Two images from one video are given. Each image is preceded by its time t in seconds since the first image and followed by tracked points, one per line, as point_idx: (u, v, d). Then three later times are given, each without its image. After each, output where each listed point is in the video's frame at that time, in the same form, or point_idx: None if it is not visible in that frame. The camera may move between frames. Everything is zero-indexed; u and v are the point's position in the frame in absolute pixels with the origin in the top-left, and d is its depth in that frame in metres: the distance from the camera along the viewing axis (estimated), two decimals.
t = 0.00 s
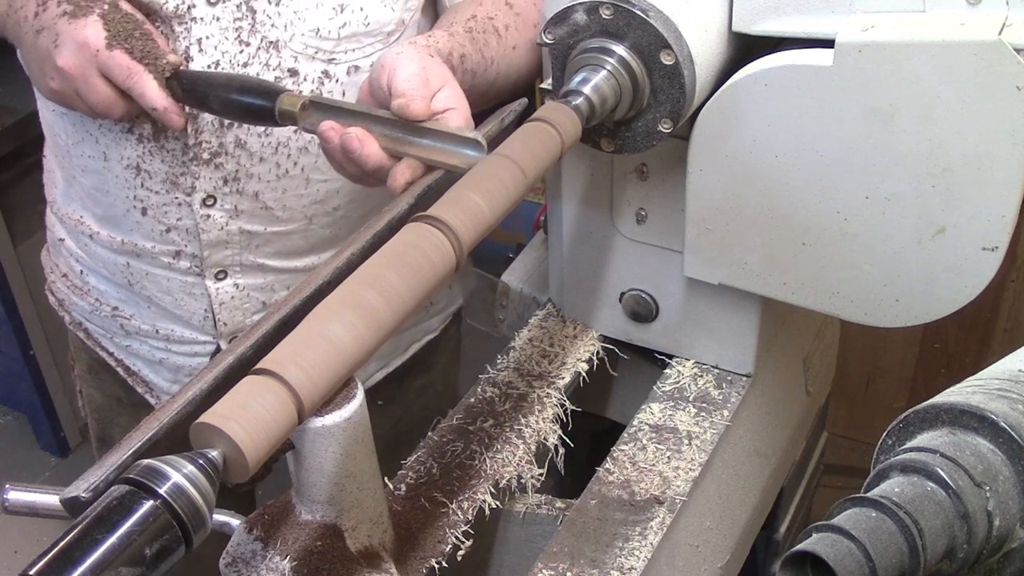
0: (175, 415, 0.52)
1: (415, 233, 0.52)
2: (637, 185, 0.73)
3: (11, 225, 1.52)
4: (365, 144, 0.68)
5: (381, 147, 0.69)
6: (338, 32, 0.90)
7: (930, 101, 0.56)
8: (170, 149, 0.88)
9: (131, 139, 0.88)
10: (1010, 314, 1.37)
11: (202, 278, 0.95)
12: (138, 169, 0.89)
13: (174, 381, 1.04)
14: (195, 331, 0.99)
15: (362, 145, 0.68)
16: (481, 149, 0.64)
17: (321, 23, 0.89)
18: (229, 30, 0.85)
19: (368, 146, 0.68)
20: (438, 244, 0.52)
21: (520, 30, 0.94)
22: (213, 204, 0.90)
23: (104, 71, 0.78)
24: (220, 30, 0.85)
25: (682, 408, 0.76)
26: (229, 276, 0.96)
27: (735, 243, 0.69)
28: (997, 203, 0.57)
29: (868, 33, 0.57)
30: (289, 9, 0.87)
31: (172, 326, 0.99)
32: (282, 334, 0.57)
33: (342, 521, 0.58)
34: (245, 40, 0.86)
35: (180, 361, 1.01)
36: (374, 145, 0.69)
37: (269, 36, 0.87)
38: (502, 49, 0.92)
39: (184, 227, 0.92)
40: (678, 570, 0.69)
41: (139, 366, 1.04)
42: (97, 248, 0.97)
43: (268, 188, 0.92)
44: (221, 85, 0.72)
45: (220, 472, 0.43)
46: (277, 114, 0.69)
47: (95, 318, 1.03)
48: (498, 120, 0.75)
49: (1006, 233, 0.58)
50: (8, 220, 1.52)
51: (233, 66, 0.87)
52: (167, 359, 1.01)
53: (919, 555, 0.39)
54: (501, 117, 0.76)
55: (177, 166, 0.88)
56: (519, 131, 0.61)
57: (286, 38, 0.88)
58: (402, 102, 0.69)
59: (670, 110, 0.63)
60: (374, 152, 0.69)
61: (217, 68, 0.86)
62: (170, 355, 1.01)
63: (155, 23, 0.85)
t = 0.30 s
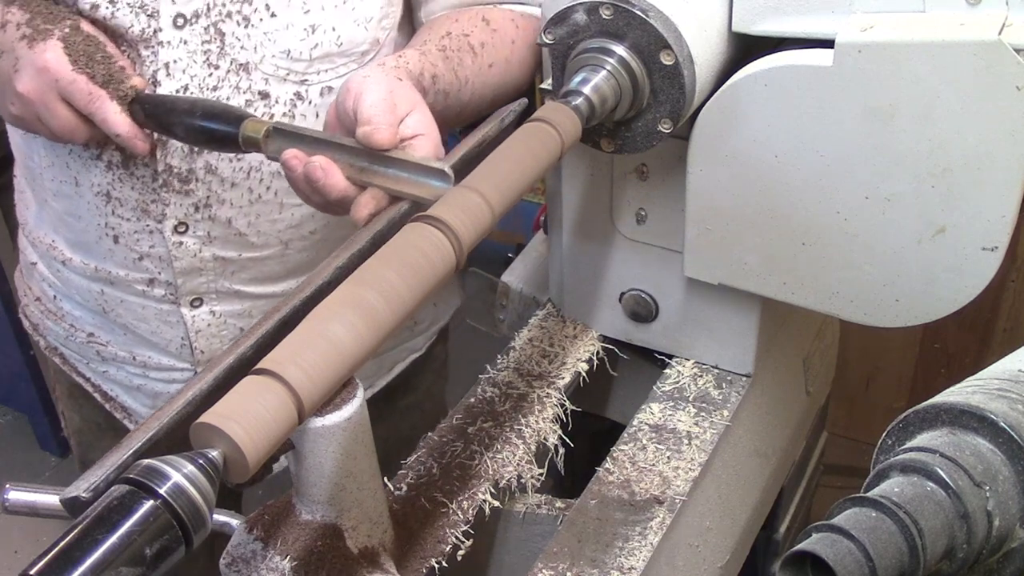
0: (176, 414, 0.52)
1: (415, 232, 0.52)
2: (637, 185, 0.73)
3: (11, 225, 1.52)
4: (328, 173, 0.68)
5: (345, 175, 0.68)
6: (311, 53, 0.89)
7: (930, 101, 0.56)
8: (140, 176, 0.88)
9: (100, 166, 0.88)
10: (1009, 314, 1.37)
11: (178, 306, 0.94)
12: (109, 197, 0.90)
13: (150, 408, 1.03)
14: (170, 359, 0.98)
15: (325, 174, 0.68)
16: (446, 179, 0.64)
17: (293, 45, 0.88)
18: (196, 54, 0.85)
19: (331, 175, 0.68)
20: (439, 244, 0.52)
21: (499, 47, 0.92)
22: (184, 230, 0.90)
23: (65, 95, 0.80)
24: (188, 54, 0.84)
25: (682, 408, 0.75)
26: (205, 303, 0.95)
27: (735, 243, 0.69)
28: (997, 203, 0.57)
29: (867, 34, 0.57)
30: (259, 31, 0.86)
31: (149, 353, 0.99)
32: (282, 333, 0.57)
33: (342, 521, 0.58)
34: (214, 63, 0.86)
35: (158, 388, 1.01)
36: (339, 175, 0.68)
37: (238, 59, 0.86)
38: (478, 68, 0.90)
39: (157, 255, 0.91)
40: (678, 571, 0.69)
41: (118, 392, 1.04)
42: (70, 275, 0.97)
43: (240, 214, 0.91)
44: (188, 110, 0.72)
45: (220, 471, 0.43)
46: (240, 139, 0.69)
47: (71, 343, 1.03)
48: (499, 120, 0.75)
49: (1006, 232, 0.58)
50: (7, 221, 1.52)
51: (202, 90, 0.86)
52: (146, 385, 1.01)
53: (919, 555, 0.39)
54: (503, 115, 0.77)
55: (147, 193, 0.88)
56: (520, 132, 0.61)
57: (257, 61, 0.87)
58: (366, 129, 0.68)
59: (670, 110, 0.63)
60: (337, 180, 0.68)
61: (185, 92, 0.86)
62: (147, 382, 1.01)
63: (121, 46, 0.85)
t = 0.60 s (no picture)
0: (176, 415, 0.52)
1: (415, 233, 0.53)
2: (636, 185, 0.73)
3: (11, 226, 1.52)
4: (299, 197, 0.66)
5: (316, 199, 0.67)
6: (291, 64, 0.88)
7: (930, 101, 0.57)
8: (122, 192, 0.88)
9: (81, 182, 0.89)
10: (1009, 314, 1.38)
11: (163, 321, 0.94)
12: (90, 213, 0.90)
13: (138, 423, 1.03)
14: (156, 374, 0.98)
15: (295, 199, 0.66)
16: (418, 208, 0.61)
17: (273, 56, 0.87)
18: (176, 67, 0.84)
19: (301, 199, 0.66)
20: (439, 244, 0.53)
21: (483, 58, 0.92)
22: (168, 246, 0.90)
23: (40, 112, 0.80)
24: (167, 68, 0.84)
25: (682, 408, 0.76)
26: (191, 318, 0.94)
27: (734, 244, 0.69)
28: (997, 203, 0.57)
29: (866, 34, 0.57)
30: (238, 42, 0.86)
31: (136, 368, 0.99)
32: (282, 334, 0.57)
33: (343, 520, 0.58)
34: (194, 76, 0.85)
35: (146, 404, 1.01)
36: (309, 200, 0.67)
37: (218, 71, 0.86)
38: (460, 79, 0.90)
39: (140, 271, 0.91)
40: (678, 571, 0.69)
41: (104, 407, 1.03)
42: (53, 290, 0.97)
43: (224, 229, 0.91)
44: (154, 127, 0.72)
45: (221, 471, 0.43)
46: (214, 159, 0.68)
47: (57, 360, 1.03)
48: (498, 120, 0.74)
49: (1006, 232, 0.58)
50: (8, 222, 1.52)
51: (182, 104, 0.85)
52: (134, 400, 1.01)
53: (919, 555, 0.39)
54: (503, 115, 0.75)
55: (129, 210, 0.88)
56: (520, 132, 0.61)
57: (237, 72, 0.86)
58: (336, 154, 0.66)
59: (670, 110, 0.63)
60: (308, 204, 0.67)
61: (164, 106, 0.85)
62: (135, 396, 1.01)
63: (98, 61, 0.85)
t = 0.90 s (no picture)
0: (176, 415, 0.52)
1: (415, 235, 0.53)
2: (637, 186, 0.73)
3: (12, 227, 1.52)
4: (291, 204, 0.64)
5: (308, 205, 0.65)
6: (288, 70, 0.89)
7: (930, 101, 0.57)
8: (120, 198, 0.88)
9: (77, 187, 0.89)
10: (1008, 315, 1.38)
11: (161, 324, 0.94)
12: (87, 218, 0.90)
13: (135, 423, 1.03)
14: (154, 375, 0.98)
15: (286, 206, 0.64)
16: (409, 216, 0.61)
17: (270, 63, 0.87)
18: (172, 73, 0.84)
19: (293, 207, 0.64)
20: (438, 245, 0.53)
21: (483, 63, 0.92)
22: (164, 252, 0.90)
23: (36, 115, 0.79)
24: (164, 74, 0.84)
25: (682, 408, 0.76)
26: (188, 322, 0.94)
27: (734, 244, 0.69)
28: (996, 203, 0.58)
29: (865, 34, 0.57)
30: (235, 49, 0.86)
31: (135, 369, 0.99)
32: (282, 334, 0.57)
33: (343, 520, 0.58)
34: (191, 82, 0.85)
35: (144, 404, 1.01)
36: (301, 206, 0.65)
37: (215, 78, 0.86)
38: (457, 83, 0.90)
39: (137, 274, 0.91)
40: (678, 570, 0.69)
41: (104, 406, 1.03)
42: (53, 291, 0.97)
43: (221, 235, 0.91)
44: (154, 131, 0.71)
45: (221, 470, 0.44)
46: (207, 164, 0.65)
47: (57, 358, 1.03)
48: (498, 120, 0.74)
49: (1005, 232, 0.58)
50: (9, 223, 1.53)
51: (179, 111, 0.85)
52: (131, 400, 1.01)
53: (918, 555, 0.39)
54: (503, 116, 0.75)
55: (127, 215, 0.88)
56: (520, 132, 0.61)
57: (235, 80, 0.86)
58: (327, 158, 0.65)
59: (670, 110, 0.63)
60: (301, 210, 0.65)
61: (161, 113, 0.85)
62: (134, 396, 1.00)
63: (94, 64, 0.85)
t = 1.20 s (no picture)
0: (176, 415, 0.52)
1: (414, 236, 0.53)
2: (636, 186, 0.73)
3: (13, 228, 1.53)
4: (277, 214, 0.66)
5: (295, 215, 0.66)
6: (281, 74, 0.89)
7: (930, 101, 0.57)
8: (114, 209, 0.87)
9: (71, 200, 0.89)
10: (1008, 315, 1.38)
11: (158, 335, 0.94)
12: (81, 230, 0.90)
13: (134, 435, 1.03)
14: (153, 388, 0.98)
15: (273, 215, 0.66)
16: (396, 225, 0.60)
17: (263, 66, 0.87)
18: (165, 80, 0.84)
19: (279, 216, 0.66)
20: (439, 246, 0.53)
21: (474, 64, 0.92)
22: (160, 260, 0.90)
23: (17, 124, 0.80)
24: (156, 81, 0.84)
25: (682, 408, 0.76)
26: (186, 331, 0.94)
27: (734, 244, 0.69)
28: (996, 203, 0.58)
29: (865, 34, 0.57)
30: (228, 53, 0.86)
31: (134, 381, 0.99)
32: (282, 333, 0.57)
33: (343, 520, 0.58)
34: (183, 88, 0.85)
35: (143, 415, 1.01)
36: (289, 216, 0.66)
37: (208, 83, 0.86)
38: (447, 86, 0.90)
39: (134, 286, 0.91)
40: (678, 570, 0.69)
41: (103, 418, 1.03)
42: (51, 304, 0.97)
43: (217, 241, 0.91)
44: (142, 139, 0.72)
45: (220, 470, 0.43)
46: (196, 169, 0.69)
47: (55, 371, 1.03)
48: (498, 120, 0.74)
49: (1005, 232, 0.58)
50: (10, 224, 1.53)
51: (171, 117, 0.85)
52: (131, 412, 1.01)
53: (918, 555, 0.39)
54: (503, 116, 0.75)
55: (122, 226, 0.88)
56: (519, 133, 0.61)
57: (228, 84, 0.87)
58: (314, 169, 0.66)
59: (670, 110, 0.63)
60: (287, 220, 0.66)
61: (154, 120, 0.85)
62: (133, 407, 1.01)
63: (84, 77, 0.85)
